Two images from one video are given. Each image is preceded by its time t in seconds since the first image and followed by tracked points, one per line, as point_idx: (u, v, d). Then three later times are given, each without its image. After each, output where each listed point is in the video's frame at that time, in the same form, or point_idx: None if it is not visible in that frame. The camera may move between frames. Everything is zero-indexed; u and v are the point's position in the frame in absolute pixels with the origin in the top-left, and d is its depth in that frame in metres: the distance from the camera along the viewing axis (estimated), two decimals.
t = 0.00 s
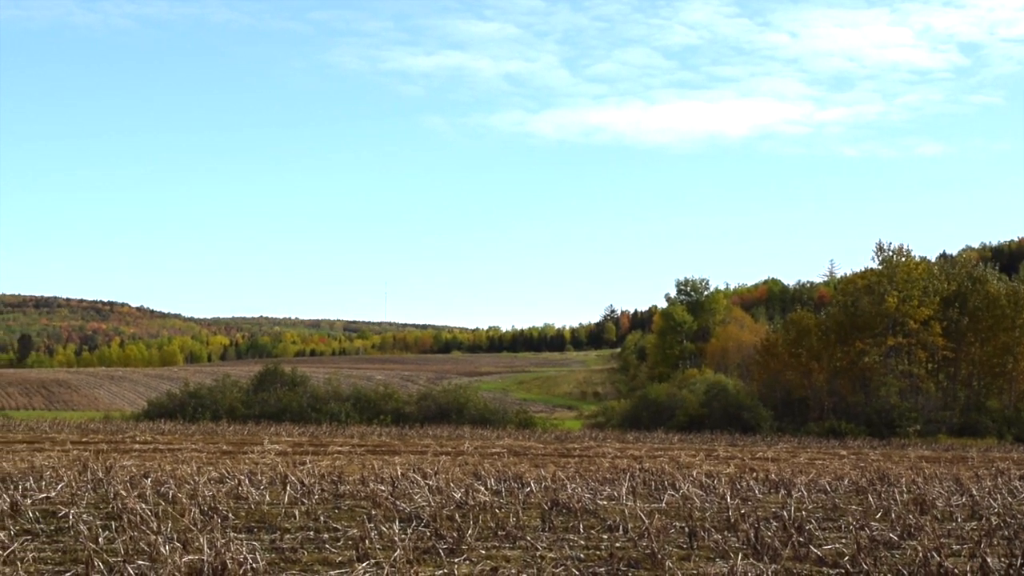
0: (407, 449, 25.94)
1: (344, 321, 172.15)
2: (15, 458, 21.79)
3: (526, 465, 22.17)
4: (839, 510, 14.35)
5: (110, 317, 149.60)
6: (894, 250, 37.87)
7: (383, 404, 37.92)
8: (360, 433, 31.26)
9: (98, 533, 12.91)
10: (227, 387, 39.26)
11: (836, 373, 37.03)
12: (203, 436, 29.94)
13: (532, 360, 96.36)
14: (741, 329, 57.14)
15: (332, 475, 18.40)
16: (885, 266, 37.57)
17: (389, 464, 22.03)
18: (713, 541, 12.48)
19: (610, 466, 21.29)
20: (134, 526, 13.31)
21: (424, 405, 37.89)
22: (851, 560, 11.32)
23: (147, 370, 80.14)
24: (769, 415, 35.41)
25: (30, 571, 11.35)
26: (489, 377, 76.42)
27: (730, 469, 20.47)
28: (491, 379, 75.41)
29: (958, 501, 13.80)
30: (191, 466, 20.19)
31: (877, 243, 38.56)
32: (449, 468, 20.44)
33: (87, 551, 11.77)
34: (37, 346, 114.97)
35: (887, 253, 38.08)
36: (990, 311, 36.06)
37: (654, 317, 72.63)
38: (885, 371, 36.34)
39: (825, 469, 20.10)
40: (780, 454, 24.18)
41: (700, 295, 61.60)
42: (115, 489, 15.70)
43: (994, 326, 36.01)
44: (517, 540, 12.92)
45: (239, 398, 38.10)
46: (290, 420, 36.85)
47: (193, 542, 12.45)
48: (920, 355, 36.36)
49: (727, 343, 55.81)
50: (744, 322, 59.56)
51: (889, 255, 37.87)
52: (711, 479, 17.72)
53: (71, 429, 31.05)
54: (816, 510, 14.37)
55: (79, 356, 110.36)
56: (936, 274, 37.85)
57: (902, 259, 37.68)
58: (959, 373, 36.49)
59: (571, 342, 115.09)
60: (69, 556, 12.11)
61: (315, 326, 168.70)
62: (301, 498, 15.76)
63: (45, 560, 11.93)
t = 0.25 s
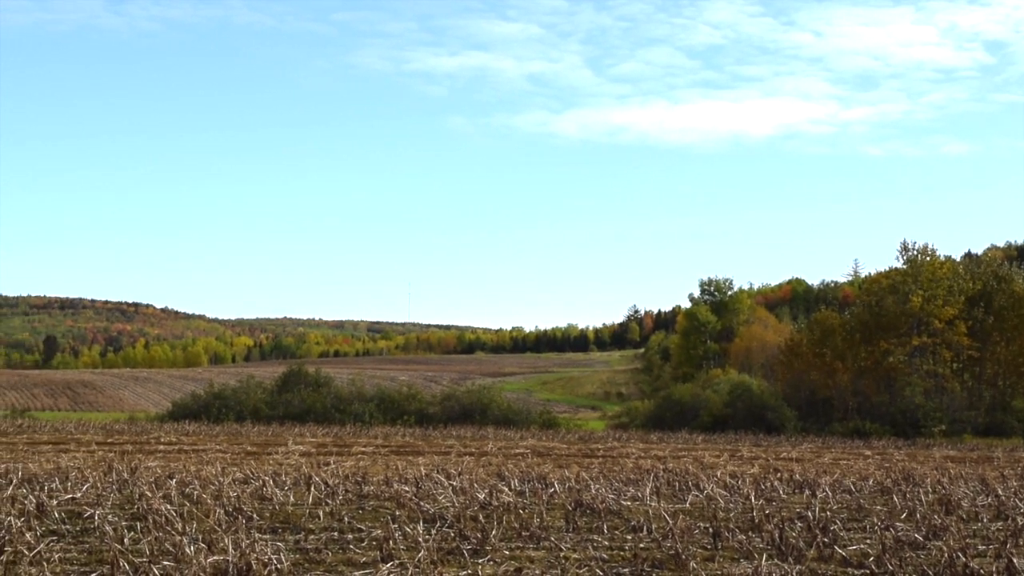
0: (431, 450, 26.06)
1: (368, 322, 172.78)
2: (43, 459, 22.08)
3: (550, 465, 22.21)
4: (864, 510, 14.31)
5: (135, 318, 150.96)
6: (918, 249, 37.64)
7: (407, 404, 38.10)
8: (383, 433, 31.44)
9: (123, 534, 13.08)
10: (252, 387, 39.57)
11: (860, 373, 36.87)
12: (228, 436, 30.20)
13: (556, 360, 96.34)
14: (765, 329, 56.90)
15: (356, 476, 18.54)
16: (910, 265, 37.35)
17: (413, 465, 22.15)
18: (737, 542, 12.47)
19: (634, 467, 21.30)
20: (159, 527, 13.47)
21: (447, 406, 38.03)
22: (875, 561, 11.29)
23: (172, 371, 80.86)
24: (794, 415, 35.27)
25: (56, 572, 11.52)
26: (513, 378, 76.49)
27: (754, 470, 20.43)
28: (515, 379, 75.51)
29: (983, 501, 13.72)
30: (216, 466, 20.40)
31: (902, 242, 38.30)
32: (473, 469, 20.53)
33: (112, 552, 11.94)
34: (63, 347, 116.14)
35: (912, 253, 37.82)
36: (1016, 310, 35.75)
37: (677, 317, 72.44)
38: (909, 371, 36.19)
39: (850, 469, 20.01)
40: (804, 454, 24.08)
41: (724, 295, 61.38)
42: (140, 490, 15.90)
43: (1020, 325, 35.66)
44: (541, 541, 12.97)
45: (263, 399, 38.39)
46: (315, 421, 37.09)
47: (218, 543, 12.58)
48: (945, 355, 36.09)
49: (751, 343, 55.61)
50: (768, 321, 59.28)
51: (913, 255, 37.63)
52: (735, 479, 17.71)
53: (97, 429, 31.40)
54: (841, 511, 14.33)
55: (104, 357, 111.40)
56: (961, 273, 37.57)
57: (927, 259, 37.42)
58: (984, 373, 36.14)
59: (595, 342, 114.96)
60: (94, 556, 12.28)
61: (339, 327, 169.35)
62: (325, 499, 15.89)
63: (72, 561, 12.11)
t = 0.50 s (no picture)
0: (445, 453, 26.09)
1: (382, 325, 173.14)
2: (59, 460, 22.25)
3: (565, 468, 22.20)
4: (879, 514, 14.26)
5: (151, 320, 151.74)
6: (934, 253, 37.47)
7: (422, 407, 38.17)
8: (398, 435, 31.53)
9: (139, 535, 13.18)
10: (266, 390, 39.72)
11: (875, 376, 36.65)
12: (242, 439, 30.33)
13: (570, 363, 96.34)
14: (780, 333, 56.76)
15: (371, 478, 18.60)
16: (926, 269, 37.22)
17: (427, 467, 22.21)
18: (752, 545, 12.46)
19: (649, 470, 21.28)
20: (174, 528, 13.57)
21: (462, 409, 38.08)
22: (891, 564, 11.27)
23: (188, 374, 81.22)
24: (809, 419, 35.15)
25: (72, 573, 11.62)
26: (527, 380, 76.50)
27: (769, 473, 20.41)
28: (529, 382, 75.55)
29: (999, 506, 13.67)
30: (231, 468, 20.47)
31: (917, 246, 38.11)
32: (487, 472, 20.59)
33: (128, 553, 12.02)
34: (78, 349, 116.81)
35: (927, 256, 37.63)
36: None
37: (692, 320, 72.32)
38: (925, 375, 35.97)
39: (864, 473, 19.95)
40: (819, 457, 24.02)
41: (739, 298, 61.22)
42: (155, 492, 16.02)
43: None
44: (556, 544, 12.99)
45: (277, 401, 38.53)
46: (329, 424, 37.17)
47: (233, 544, 12.64)
48: (961, 359, 36.00)
49: (766, 347, 55.49)
50: (783, 325, 59.11)
51: (929, 259, 37.44)
52: (750, 483, 17.69)
53: (112, 431, 31.58)
54: (857, 514, 14.29)
55: (119, 359, 111.97)
56: (977, 277, 37.47)
57: (942, 262, 37.26)
58: (1000, 377, 36.13)
59: (610, 345, 114.89)
60: (110, 558, 12.38)
61: (353, 330, 169.77)
62: (340, 501, 15.95)
63: (87, 562, 12.21)
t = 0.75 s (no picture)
0: (460, 455, 26.16)
1: (397, 327, 173.50)
2: (75, 462, 22.43)
3: (580, 471, 22.22)
4: (895, 517, 14.24)
5: (166, 322, 152.50)
6: (949, 255, 37.50)
7: (437, 409, 38.29)
8: (413, 437, 31.62)
9: (155, 536, 13.30)
10: (282, 391, 39.92)
11: (891, 379, 36.51)
12: (258, 440, 30.51)
13: (585, 365, 96.31)
14: (795, 335, 56.65)
15: (386, 480, 18.69)
16: (942, 271, 37.16)
17: (442, 469, 22.27)
18: (767, 547, 12.47)
19: (663, 472, 21.29)
20: (190, 530, 13.68)
21: (477, 410, 38.15)
22: (906, 567, 11.27)
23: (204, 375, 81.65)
24: (824, 421, 35.03)
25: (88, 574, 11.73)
26: (542, 382, 76.51)
27: (784, 476, 20.36)
28: (544, 384, 75.60)
29: (1016, 509, 13.62)
30: (247, 470, 20.58)
31: (932, 248, 38.05)
32: (503, 474, 20.66)
33: (143, 555, 12.13)
34: (94, 351, 117.52)
35: (943, 259, 37.65)
36: None
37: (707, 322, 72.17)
38: (941, 378, 35.88)
39: (880, 476, 19.88)
40: (835, 460, 23.96)
41: (754, 300, 61.10)
42: (171, 493, 16.15)
43: None
44: (570, 546, 13.04)
45: (293, 403, 38.72)
46: (344, 425, 37.33)
47: (248, 546, 12.74)
48: (977, 361, 35.94)
49: (781, 349, 55.38)
50: (798, 327, 58.94)
51: (944, 261, 37.50)
52: (765, 485, 17.67)
53: (129, 432, 31.80)
54: (871, 517, 14.27)
55: (135, 361, 112.62)
56: (993, 280, 37.51)
57: (958, 265, 37.20)
58: (1017, 379, 36.12)
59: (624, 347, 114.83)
60: (126, 559, 12.50)
61: (368, 332, 170.27)
62: (355, 503, 16.04)
63: (103, 563, 12.33)
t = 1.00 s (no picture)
0: (475, 456, 26.22)
1: (412, 327, 173.86)
2: (92, 462, 22.62)
3: (594, 472, 22.22)
4: (910, 519, 14.20)
5: (182, 322, 153.25)
6: (965, 257, 37.31)
7: (452, 410, 38.37)
8: (428, 439, 31.73)
9: (170, 535, 13.41)
10: (297, 392, 40.09)
11: (907, 381, 36.32)
12: (273, 440, 30.68)
13: (600, 366, 96.27)
14: (811, 337, 56.52)
15: (401, 480, 18.75)
16: (958, 274, 36.94)
17: (457, 469, 22.34)
18: (783, 549, 12.46)
19: (678, 474, 21.28)
20: (205, 530, 13.78)
21: (492, 411, 38.21)
22: (922, 570, 11.25)
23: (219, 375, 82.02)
24: (840, 423, 34.90)
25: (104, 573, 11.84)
26: (557, 384, 76.49)
27: (800, 478, 20.30)
28: (559, 385, 75.63)
29: None
30: (262, 470, 20.67)
31: (949, 250, 37.94)
32: (518, 475, 20.70)
33: (159, 554, 12.23)
34: (110, 351, 118.19)
35: (959, 261, 37.48)
36: None
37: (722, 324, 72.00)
38: (956, 380, 35.50)
39: (896, 478, 19.80)
40: (850, 462, 23.89)
41: (769, 302, 60.91)
42: (187, 493, 16.26)
43: None
44: (586, 547, 13.07)
45: (308, 403, 38.88)
46: (359, 426, 37.45)
47: (264, 546, 12.83)
48: (994, 363, 35.62)
49: (797, 351, 55.24)
50: (814, 329, 58.81)
51: (961, 263, 37.32)
52: (781, 487, 17.65)
53: (145, 432, 32.00)
54: (887, 520, 14.24)
55: (151, 361, 113.18)
56: (1010, 281, 37.15)
57: (974, 267, 37.08)
58: None
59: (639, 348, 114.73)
60: (142, 559, 12.61)
61: (384, 332, 170.72)
62: (370, 503, 16.12)
63: (119, 563, 12.44)
